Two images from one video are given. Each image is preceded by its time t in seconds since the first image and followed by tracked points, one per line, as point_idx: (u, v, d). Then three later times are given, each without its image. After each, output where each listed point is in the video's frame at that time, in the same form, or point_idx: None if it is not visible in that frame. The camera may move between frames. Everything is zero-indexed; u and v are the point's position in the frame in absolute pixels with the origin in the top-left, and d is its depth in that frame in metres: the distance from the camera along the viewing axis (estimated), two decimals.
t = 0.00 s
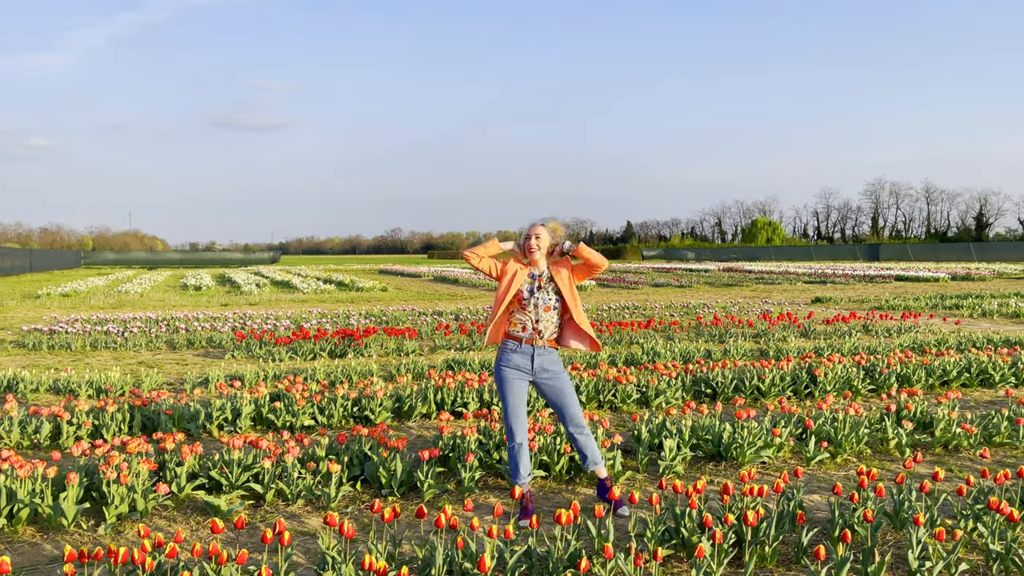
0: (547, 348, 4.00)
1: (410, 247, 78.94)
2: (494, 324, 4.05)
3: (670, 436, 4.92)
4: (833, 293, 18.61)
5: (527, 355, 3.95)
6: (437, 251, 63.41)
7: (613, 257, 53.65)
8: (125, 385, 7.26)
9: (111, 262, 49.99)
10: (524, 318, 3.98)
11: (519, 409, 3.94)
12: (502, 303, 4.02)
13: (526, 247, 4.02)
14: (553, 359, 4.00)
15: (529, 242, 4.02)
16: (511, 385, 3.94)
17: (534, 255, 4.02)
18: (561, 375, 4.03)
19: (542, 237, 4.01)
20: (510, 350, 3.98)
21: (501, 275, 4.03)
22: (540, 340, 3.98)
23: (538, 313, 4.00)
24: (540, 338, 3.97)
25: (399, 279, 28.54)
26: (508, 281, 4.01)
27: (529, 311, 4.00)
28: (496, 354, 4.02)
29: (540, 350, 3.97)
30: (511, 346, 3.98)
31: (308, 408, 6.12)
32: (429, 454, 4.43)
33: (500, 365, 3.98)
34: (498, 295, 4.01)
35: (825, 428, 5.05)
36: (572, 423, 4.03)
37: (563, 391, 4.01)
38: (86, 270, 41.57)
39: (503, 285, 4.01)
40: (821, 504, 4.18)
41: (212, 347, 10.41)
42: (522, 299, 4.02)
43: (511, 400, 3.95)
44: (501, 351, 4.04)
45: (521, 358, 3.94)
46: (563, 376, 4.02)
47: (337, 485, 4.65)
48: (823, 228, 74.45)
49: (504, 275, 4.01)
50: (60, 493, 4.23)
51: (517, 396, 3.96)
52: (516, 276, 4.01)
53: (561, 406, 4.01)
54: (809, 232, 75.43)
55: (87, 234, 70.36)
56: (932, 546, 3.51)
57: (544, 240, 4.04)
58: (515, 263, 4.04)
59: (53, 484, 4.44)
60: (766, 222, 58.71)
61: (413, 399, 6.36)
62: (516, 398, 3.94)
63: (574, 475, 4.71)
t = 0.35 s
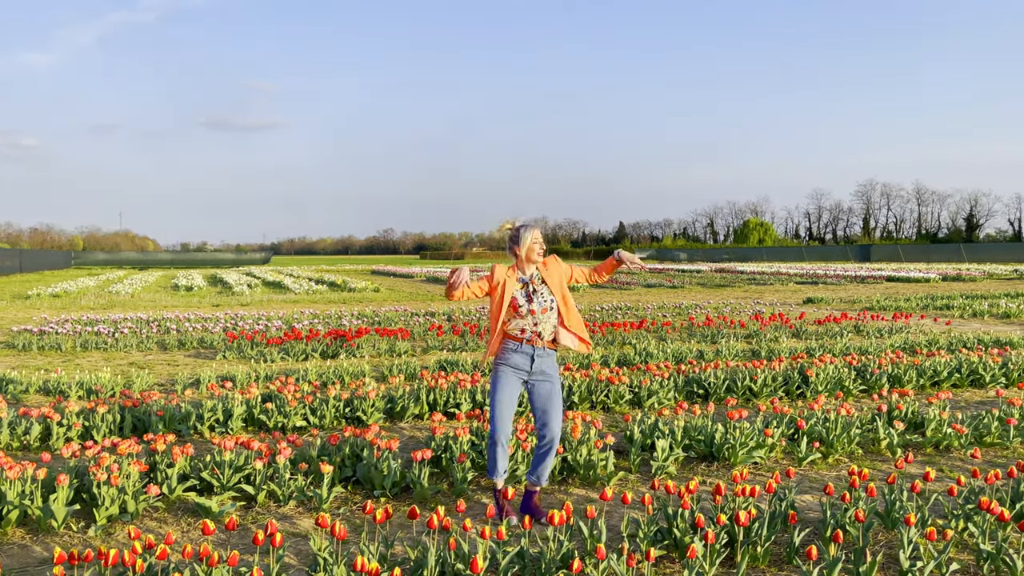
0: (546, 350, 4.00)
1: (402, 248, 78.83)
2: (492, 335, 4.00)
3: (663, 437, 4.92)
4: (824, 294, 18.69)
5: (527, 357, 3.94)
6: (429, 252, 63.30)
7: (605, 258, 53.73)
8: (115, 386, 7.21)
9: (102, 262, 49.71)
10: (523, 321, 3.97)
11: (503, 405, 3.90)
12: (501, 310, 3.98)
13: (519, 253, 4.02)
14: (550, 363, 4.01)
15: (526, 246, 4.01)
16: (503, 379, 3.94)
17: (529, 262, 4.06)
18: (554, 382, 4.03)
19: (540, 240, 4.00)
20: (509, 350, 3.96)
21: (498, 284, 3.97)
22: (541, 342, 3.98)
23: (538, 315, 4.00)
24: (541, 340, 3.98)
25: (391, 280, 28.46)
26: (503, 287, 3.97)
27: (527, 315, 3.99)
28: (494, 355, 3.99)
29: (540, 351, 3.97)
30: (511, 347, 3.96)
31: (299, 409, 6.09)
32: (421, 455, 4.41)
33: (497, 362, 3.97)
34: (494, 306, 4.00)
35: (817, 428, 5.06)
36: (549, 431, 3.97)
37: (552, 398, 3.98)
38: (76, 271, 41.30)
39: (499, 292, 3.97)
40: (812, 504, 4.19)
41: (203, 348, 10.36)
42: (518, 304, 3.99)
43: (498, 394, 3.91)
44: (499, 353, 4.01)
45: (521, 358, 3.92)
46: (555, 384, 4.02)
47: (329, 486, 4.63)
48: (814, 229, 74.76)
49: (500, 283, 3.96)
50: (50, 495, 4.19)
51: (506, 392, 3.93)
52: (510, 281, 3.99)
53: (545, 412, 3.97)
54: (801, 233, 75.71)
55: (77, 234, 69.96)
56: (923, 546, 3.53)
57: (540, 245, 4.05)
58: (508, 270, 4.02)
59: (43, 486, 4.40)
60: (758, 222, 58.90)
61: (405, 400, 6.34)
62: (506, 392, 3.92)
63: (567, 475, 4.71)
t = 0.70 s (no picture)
0: (543, 352, 4.02)
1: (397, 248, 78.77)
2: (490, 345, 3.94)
3: (657, 437, 4.93)
4: (818, 294, 18.74)
5: (526, 363, 3.95)
6: (424, 252, 63.24)
7: (600, 258, 53.78)
8: (109, 386, 7.18)
9: (95, 262, 49.51)
10: (518, 328, 3.96)
11: (496, 411, 3.95)
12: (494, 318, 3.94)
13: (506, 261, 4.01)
14: (547, 363, 4.03)
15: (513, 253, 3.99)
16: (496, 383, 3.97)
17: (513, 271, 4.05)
18: (551, 381, 4.04)
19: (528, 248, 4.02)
20: (508, 359, 3.96)
21: (488, 292, 3.92)
22: (537, 346, 3.99)
23: (530, 320, 3.99)
24: (536, 344, 3.98)
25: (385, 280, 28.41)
26: (493, 294, 3.93)
27: (520, 321, 3.97)
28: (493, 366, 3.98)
29: (538, 354, 3.98)
30: (510, 356, 3.95)
31: (293, 409, 6.07)
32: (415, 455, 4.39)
33: (496, 374, 3.97)
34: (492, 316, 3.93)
35: (811, 428, 5.08)
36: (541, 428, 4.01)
37: (548, 397, 4.01)
38: (69, 271, 41.03)
39: (491, 300, 3.93)
40: (806, 504, 4.20)
41: (197, 348, 10.33)
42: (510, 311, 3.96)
43: (491, 399, 3.96)
44: (497, 362, 3.99)
45: (520, 366, 3.92)
46: (553, 382, 4.04)
47: (323, 487, 4.62)
48: (808, 229, 74.96)
49: (491, 290, 3.92)
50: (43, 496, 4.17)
51: (501, 397, 3.97)
52: (499, 287, 3.96)
53: (540, 411, 4.00)
54: (795, 233, 75.92)
55: (70, 234, 69.65)
56: (916, 545, 3.54)
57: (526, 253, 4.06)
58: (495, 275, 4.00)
59: (35, 487, 4.38)
60: (752, 222, 59.03)
61: (400, 401, 6.33)
62: (499, 396, 3.96)
63: (561, 475, 4.70)
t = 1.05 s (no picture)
0: (542, 352, 4.02)
1: (393, 248, 78.69)
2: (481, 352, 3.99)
3: (654, 437, 4.94)
4: (814, 294, 18.76)
5: (527, 364, 3.94)
6: (420, 252, 63.17)
7: (596, 258, 53.81)
8: (104, 386, 7.17)
9: (90, 262, 49.35)
10: (513, 330, 3.95)
11: (496, 413, 3.95)
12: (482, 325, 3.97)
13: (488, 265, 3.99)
14: (548, 363, 4.02)
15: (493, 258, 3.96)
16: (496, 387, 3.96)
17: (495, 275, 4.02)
18: (551, 383, 4.03)
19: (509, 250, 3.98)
20: (509, 361, 3.95)
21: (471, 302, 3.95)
22: (536, 346, 3.99)
23: (525, 320, 3.98)
24: (535, 344, 3.98)
25: (382, 280, 28.37)
26: (478, 302, 3.95)
27: (513, 323, 3.96)
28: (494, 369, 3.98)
29: (538, 354, 3.98)
30: (510, 358, 3.95)
31: (290, 410, 6.05)
32: (412, 456, 4.39)
33: (497, 374, 3.96)
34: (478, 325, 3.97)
35: (807, 428, 5.08)
36: (540, 431, 4.01)
37: (548, 399, 4.00)
38: (63, 271, 40.74)
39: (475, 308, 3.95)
40: (803, 504, 4.20)
41: (193, 347, 10.30)
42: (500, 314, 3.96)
43: (492, 401, 3.96)
44: (497, 364, 3.98)
45: (521, 367, 3.91)
46: (554, 383, 4.03)
47: (320, 487, 4.61)
48: (804, 230, 75.10)
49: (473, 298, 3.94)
50: (38, 496, 4.16)
51: (502, 398, 3.97)
52: (483, 294, 3.97)
53: (540, 413, 4.00)
54: (791, 233, 76.05)
55: (65, 234, 69.46)
56: (912, 545, 3.54)
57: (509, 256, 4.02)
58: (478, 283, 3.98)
59: (31, 488, 4.36)
60: (748, 222, 59.07)
61: (396, 401, 6.33)
62: (499, 401, 3.96)
63: (558, 475, 4.70)
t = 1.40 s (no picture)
0: (544, 355, 4.02)
1: (392, 249, 78.65)
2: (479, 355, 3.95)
3: (653, 437, 4.93)
4: (813, 294, 18.77)
5: (529, 366, 3.94)
6: (419, 252, 63.07)
7: (595, 259, 53.81)
8: (103, 386, 7.15)
9: (89, 262, 49.31)
10: (517, 333, 3.94)
11: (497, 414, 3.95)
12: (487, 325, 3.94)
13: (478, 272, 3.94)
14: (549, 366, 4.02)
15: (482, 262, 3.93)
16: (498, 392, 3.95)
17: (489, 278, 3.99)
18: (552, 385, 4.03)
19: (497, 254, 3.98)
20: (510, 362, 3.95)
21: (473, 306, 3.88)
22: (538, 348, 3.99)
23: (526, 322, 3.97)
24: (537, 346, 3.98)
25: (381, 281, 28.36)
26: (481, 303, 3.89)
27: (516, 325, 3.95)
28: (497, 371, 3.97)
29: (539, 357, 3.98)
30: (512, 360, 3.94)
31: (289, 410, 6.04)
32: (410, 456, 4.38)
33: (499, 375, 3.96)
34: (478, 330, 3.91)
35: (806, 429, 5.08)
36: (542, 433, 4.00)
37: (551, 401, 4.01)
38: (63, 271, 40.91)
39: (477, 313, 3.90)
40: (802, 504, 4.20)
41: (191, 348, 10.29)
42: (502, 315, 3.95)
43: (493, 402, 3.96)
44: (499, 365, 3.98)
45: (523, 369, 3.91)
46: (555, 385, 4.04)
47: (318, 487, 4.60)
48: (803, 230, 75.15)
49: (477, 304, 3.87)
50: (36, 496, 4.15)
51: (503, 399, 3.97)
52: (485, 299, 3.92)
53: (543, 416, 4.00)
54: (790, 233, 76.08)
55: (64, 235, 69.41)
56: (911, 545, 3.54)
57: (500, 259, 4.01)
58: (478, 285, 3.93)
59: (29, 488, 4.35)
60: (747, 223, 59.04)
61: (395, 401, 6.32)
62: (500, 404, 3.96)
63: (557, 475, 4.69)
